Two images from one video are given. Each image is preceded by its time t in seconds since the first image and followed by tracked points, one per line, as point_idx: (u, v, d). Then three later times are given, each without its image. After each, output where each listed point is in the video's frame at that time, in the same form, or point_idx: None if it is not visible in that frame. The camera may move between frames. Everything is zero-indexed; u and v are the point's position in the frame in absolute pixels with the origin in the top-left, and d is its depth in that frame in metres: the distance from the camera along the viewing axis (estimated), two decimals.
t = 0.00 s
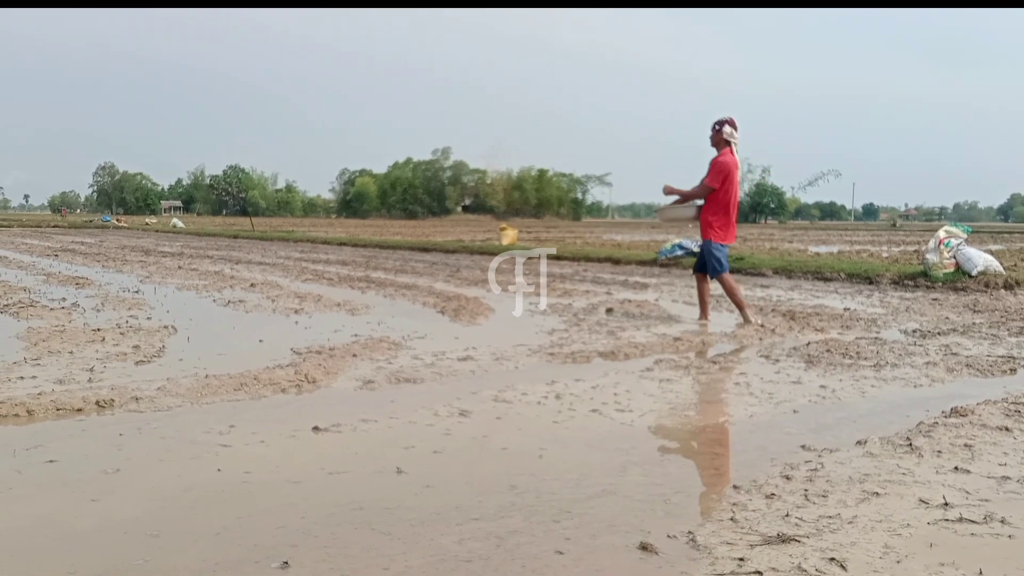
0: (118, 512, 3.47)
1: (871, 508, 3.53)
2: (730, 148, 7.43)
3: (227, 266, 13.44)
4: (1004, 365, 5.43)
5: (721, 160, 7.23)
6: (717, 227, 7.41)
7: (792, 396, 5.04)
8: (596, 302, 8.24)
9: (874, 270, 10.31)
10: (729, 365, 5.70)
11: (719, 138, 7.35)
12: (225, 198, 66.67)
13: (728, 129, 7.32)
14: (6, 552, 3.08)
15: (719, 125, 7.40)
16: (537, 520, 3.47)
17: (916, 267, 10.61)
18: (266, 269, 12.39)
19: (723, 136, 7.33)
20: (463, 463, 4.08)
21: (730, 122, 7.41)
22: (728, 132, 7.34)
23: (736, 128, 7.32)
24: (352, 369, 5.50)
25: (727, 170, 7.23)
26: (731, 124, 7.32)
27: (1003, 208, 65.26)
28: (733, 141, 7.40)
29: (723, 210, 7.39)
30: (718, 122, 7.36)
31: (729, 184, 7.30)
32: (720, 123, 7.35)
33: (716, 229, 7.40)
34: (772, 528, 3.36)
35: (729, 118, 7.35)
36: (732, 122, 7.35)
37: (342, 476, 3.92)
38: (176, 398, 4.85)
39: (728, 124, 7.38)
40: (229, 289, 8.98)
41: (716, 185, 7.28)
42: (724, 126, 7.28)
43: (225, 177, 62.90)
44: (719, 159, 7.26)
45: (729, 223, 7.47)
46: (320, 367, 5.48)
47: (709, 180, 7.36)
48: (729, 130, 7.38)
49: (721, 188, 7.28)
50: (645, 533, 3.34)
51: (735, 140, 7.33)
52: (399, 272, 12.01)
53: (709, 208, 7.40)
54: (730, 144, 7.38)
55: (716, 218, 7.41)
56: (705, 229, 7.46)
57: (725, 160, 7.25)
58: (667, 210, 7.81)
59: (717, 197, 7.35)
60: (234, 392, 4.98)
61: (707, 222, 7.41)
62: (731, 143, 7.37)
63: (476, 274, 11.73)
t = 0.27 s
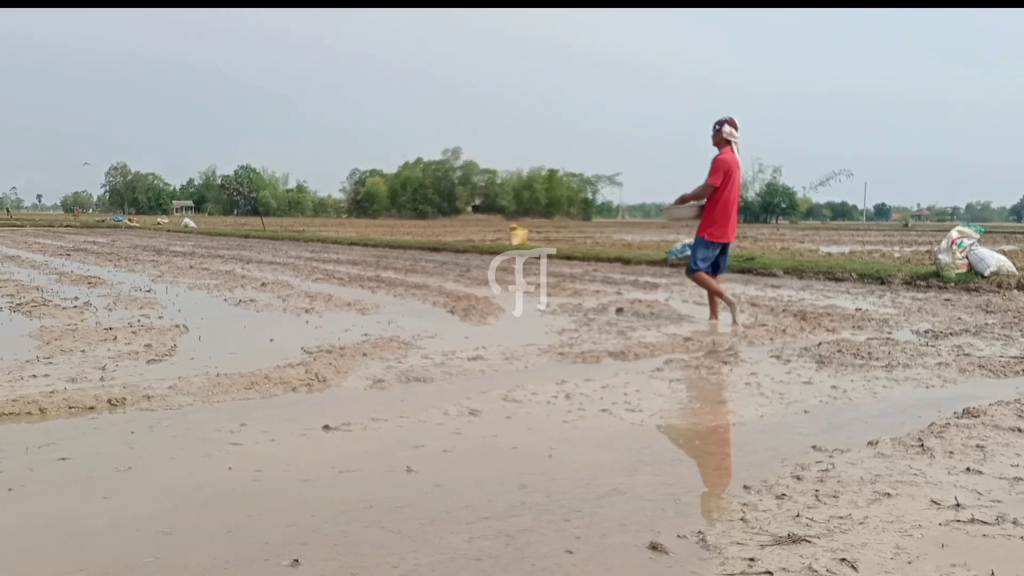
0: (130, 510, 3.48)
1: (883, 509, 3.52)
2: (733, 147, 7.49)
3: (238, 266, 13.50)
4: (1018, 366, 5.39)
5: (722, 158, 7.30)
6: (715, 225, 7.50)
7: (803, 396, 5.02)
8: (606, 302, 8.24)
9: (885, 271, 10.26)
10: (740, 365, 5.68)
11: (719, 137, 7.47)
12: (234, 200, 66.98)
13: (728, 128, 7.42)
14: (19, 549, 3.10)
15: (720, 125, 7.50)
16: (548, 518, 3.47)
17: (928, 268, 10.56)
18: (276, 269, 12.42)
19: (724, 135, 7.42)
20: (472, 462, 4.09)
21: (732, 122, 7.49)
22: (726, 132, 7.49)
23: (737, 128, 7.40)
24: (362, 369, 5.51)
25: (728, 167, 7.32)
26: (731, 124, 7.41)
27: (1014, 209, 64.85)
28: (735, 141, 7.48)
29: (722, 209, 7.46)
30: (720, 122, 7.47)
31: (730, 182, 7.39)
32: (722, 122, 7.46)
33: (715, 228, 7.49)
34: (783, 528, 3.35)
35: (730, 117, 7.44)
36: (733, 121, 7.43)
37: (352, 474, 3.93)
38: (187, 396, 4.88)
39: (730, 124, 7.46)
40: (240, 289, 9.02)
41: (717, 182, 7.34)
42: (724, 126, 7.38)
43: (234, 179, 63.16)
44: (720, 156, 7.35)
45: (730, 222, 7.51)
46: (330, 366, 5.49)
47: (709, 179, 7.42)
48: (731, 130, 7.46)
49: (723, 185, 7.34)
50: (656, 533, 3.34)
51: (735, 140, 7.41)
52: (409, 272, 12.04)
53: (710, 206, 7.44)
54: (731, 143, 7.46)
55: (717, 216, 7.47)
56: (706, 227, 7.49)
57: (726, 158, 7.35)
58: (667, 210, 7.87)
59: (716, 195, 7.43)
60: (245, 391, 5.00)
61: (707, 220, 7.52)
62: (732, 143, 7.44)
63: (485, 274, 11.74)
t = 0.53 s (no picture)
0: (129, 511, 3.48)
1: (882, 512, 3.51)
2: (726, 149, 7.60)
3: (238, 267, 13.48)
4: (1017, 369, 5.39)
5: (717, 159, 7.44)
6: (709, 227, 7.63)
7: (802, 399, 5.02)
8: (606, 304, 8.23)
9: (885, 273, 10.26)
10: (739, 367, 5.68)
11: (711, 140, 7.61)
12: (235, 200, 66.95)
13: (719, 130, 7.56)
14: (19, 550, 3.10)
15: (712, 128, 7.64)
16: (547, 520, 3.46)
17: (928, 270, 10.56)
18: (276, 270, 12.40)
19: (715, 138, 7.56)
20: (472, 464, 4.08)
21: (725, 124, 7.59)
22: (714, 135, 7.65)
23: (728, 129, 7.52)
24: (361, 370, 5.51)
25: (721, 168, 7.46)
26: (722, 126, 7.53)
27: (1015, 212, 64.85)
28: (728, 143, 7.59)
29: (715, 211, 7.58)
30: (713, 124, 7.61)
31: (723, 183, 7.55)
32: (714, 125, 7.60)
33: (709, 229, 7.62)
34: (783, 531, 3.35)
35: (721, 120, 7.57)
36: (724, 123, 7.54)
37: (352, 476, 3.93)
38: (187, 397, 4.88)
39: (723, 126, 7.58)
40: (239, 290, 9.01)
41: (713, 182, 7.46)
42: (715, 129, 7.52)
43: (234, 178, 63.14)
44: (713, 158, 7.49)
45: (724, 222, 7.61)
46: (329, 367, 5.49)
47: (703, 180, 7.53)
48: (724, 132, 7.58)
49: (719, 186, 7.48)
50: (655, 535, 3.34)
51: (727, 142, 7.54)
52: (409, 273, 12.03)
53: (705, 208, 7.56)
54: (723, 145, 7.58)
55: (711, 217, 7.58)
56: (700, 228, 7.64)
57: (718, 159, 7.50)
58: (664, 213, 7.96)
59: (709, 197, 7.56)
60: (245, 392, 5.00)
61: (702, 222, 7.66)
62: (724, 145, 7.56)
63: (485, 275, 11.73)
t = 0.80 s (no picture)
0: (136, 512, 3.49)
1: (890, 515, 3.50)
2: (725, 153, 7.61)
3: (244, 269, 13.52)
4: None
5: (714, 164, 7.48)
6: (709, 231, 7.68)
7: (809, 402, 5.01)
8: (612, 307, 8.24)
9: (893, 276, 10.24)
10: (746, 370, 5.68)
11: (709, 145, 7.62)
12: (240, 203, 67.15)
13: (717, 135, 7.57)
14: (26, 550, 3.11)
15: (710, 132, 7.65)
16: (554, 522, 3.46)
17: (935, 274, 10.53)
18: (283, 273, 12.44)
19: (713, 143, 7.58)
20: (478, 466, 4.08)
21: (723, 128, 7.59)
22: (713, 139, 7.66)
23: (725, 134, 7.52)
24: (367, 372, 5.52)
25: (719, 173, 7.48)
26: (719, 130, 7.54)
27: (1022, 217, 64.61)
28: (726, 147, 7.59)
29: (715, 215, 7.62)
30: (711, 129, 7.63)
31: (724, 187, 7.60)
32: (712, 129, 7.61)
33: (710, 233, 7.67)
34: (790, 533, 3.35)
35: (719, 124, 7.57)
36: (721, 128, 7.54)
37: (359, 477, 3.93)
38: (194, 398, 4.89)
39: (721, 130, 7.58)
40: (246, 292, 9.04)
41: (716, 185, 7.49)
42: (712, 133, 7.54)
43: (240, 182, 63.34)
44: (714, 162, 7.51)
45: (724, 226, 7.64)
46: (336, 369, 5.50)
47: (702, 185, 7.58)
48: (722, 137, 7.59)
49: (721, 189, 7.52)
50: (662, 537, 3.33)
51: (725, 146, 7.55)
52: (415, 276, 12.04)
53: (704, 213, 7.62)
54: (722, 150, 7.59)
55: (713, 220, 7.62)
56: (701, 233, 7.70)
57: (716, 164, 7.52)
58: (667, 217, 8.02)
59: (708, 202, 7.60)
60: (252, 393, 5.01)
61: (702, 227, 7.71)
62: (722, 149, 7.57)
63: (491, 278, 11.74)
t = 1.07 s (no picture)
0: (150, 510, 3.51)
1: (903, 514, 3.49)
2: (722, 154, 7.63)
3: (255, 269, 13.57)
4: None
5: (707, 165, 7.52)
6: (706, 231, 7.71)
7: (821, 401, 5.00)
8: (622, 306, 8.23)
9: (905, 275, 10.19)
10: (758, 369, 5.66)
11: (706, 146, 7.66)
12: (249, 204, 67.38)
13: (713, 136, 7.60)
14: (41, 548, 3.13)
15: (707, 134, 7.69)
16: (566, 520, 3.46)
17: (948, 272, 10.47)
18: (294, 272, 12.49)
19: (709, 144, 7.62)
20: (490, 465, 4.09)
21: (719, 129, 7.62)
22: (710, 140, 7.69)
23: (721, 135, 7.55)
24: (378, 371, 5.54)
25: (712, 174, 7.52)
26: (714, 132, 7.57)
27: None
28: (722, 147, 7.61)
29: (711, 216, 7.65)
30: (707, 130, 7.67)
31: (721, 188, 7.61)
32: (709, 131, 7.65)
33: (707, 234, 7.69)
34: (802, 533, 3.34)
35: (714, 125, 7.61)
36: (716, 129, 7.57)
37: (371, 476, 3.94)
38: (206, 397, 4.91)
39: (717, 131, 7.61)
40: (258, 291, 9.07)
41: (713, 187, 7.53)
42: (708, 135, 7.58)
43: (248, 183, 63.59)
44: (712, 163, 7.54)
45: (722, 227, 7.65)
46: (347, 368, 5.51)
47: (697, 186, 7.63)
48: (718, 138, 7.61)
49: (719, 190, 7.56)
50: (674, 536, 3.32)
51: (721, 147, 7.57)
52: (425, 275, 12.06)
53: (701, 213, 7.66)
54: (718, 151, 7.61)
55: (712, 221, 7.66)
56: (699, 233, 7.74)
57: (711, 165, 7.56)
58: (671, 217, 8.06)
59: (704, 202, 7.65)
60: (264, 392, 5.03)
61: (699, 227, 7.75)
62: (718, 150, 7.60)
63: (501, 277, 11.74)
